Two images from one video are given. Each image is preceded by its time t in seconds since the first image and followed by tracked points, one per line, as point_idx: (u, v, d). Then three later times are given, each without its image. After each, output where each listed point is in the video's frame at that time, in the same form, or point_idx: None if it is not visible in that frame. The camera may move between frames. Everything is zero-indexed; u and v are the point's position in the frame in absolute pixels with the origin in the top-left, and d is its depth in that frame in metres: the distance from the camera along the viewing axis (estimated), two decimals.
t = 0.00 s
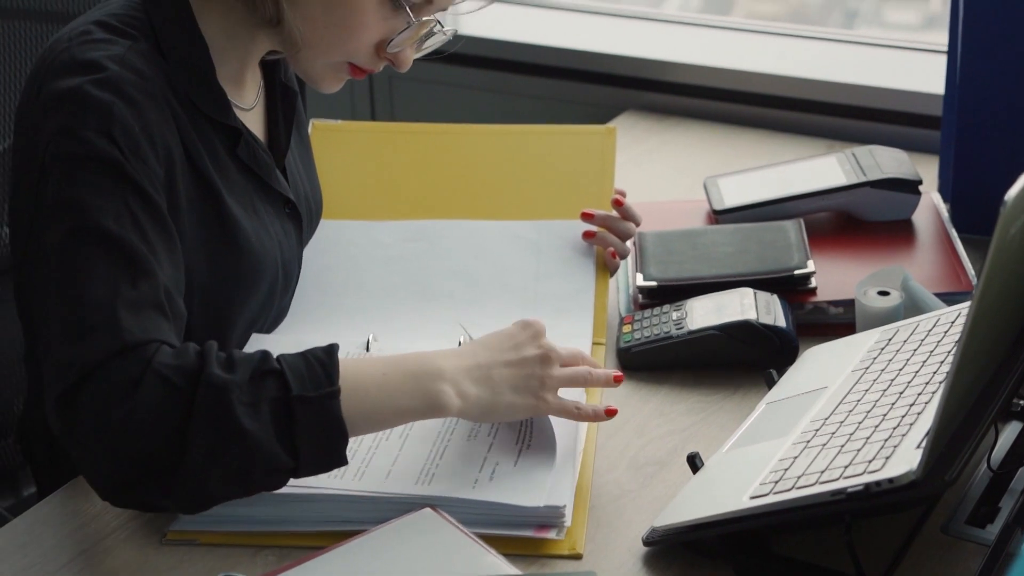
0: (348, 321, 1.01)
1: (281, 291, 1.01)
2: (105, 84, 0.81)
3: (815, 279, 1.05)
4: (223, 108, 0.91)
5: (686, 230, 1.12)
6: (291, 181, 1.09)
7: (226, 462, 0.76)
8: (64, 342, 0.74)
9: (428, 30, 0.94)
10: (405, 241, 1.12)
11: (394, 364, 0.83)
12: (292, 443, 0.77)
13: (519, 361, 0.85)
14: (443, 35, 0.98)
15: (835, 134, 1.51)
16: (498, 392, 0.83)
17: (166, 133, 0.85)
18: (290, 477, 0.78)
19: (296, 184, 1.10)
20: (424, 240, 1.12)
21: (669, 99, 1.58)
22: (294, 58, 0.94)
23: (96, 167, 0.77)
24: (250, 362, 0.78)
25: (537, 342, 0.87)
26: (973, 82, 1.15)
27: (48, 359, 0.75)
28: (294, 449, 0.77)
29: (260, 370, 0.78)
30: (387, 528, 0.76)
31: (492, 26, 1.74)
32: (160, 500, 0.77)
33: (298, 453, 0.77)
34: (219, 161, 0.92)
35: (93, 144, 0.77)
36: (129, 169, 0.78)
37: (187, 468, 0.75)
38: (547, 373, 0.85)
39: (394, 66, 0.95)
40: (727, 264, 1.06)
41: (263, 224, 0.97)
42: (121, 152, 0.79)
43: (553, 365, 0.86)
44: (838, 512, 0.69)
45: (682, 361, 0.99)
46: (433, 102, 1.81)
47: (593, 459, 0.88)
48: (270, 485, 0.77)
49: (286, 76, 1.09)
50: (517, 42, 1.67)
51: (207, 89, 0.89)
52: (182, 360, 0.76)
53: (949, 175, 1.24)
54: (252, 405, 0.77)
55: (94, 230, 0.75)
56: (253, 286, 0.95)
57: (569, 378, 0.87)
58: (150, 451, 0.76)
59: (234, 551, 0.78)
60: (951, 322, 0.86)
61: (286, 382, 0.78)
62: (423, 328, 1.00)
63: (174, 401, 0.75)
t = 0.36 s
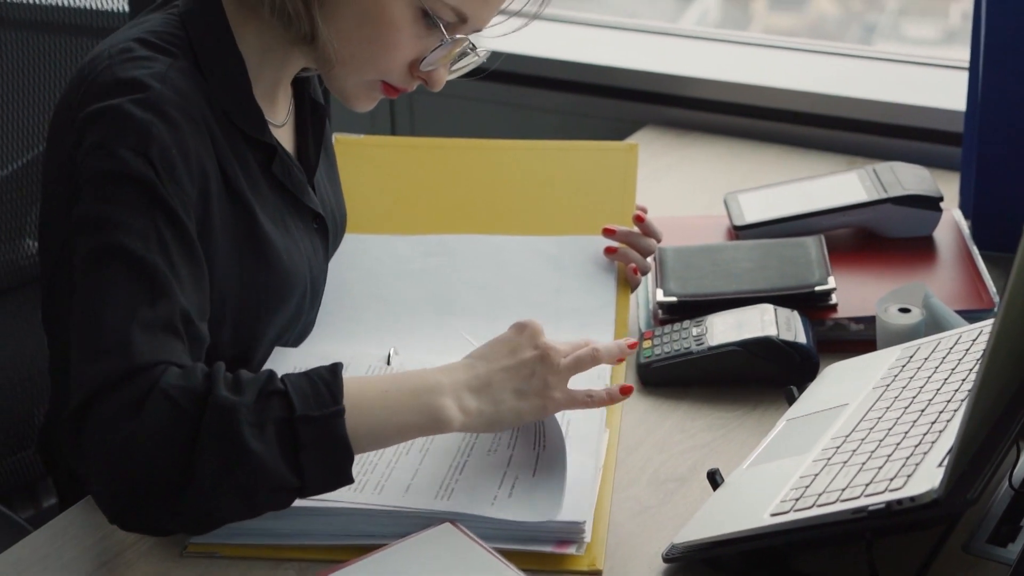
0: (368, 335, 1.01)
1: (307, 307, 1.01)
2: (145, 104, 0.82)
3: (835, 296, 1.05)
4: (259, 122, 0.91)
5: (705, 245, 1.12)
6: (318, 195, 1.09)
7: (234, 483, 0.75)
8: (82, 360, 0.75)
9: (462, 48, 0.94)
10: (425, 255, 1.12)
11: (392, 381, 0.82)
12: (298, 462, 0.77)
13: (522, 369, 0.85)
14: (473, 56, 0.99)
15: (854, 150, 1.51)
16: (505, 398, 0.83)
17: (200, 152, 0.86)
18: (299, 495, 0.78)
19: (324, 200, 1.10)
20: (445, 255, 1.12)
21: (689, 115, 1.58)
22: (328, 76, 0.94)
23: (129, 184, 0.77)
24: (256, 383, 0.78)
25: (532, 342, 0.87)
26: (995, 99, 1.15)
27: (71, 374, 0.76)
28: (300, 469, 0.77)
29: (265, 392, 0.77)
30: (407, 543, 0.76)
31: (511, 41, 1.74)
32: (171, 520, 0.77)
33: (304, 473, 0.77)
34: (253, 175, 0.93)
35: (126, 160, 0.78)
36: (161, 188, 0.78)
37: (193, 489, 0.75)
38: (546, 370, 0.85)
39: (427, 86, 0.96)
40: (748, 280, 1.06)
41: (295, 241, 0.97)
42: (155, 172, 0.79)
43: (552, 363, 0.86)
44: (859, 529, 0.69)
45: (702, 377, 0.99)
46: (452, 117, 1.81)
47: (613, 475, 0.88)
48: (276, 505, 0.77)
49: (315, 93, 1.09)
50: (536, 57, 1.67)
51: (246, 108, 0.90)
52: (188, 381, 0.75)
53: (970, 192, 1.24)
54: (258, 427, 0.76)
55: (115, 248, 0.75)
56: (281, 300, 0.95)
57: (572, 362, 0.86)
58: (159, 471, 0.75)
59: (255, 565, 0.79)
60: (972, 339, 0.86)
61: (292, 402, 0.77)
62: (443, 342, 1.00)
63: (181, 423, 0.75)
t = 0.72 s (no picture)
0: (392, 352, 1.02)
1: (333, 324, 1.01)
2: (180, 123, 0.83)
3: (859, 318, 1.05)
4: (291, 140, 0.92)
5: (728, 266, 1.12)
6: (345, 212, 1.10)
7: (245, 500, 0.76)
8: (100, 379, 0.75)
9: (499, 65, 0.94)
10: (449, 272, 1.13)
11: (410, 394, 0.82)
12: (311, 479, 0.77)
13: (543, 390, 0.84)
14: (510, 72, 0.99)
15: (878, 172, 1.50)
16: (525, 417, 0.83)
17: (233, 173, 0.86)
18: (312, 510, 0.78)
19: (350, 218, 1.11)
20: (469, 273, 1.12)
21: (714, 134, 1.58)
22: (365, 91, 0.95)
23: (159, 204, 0.78)
24: (267, 400, 0.78)
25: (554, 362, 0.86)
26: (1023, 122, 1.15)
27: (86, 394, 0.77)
28: (312, 486, 0.77)
29: (276, 409, 0.78)
30: (429, 561, 0.76)
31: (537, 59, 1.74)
32: (184, 536, 0.77)
33: (315, 489, 0.77)
34: (283, 193, 0.93)
35: (157, 180, 0.78)
36: (193, 212, 0.79)
37: (206, 507, 0.76)
38: (567, 392, 0.84)
39: (461, 102, 0.95)
40: (770, 300, 1.06)
41: (322, 259, 0.98)
42: (185, 193, 0.80)
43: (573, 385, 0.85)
44: (883, 555, 0.69)
45: (724, 397, 0.98)
46: (477, 134, 1.81)
47: (635, 494, 0.88)
48: (287, 520, 0.77)
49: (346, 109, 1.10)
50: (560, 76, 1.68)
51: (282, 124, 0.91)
52: (199, 399, 0.75)
53: (995, 215, 1.24)
54: (269, 444, 0.77)
55: (137, 269, 0.76)
56: (312, 315, 0.95)
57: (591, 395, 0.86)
58: (172, 487, 0.76)
59: None
60: (997, 364, 0.86)
61: (302, 417, 0.78)
62: (467, 360, 1.00)
63: (191, 441, 0.75)
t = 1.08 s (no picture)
0: (420, 374, 1.02)
1: (358, 341, 1.02)
2: (221, 147, 0.83)
3: (886, 344, 1.05)
4: (314, 156, 0.92)
5: (755, 291, 1.12)
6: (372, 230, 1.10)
7: (333, 527, 0.77)
8: (173, 405, 0.76)
9: (523, 78, 0.94)
10: (478, 295, 1.13)
11: (492, 428, 0.84)
12: (394, 510, 0.78)
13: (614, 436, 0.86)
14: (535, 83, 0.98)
15: (904, 198, 1.50)
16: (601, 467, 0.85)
17: (274, 194, 0.87)
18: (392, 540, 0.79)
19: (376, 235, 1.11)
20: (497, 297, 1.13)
21: (741, 159, 1.58)
22: (391, 105, 0.95)
23: (211, 228, 0.78)
24: (354, 430, 0.80)
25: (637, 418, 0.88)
26: None
27: (153, 422, 0.77)
28: (395, 516, 0.78)
29: (364, 438, 0.79)
30: None
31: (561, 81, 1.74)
32: (264, 559, 0.78)
33: (400, 520, 0.78)
34: (314, 215, 0.93)
35: (209, 206, 0.78)
36: (241, 232, 0.79)
37: (291, 532, 0.77)
38: (641, 451, 0.87)
39: (487, 115, 0.95)
40: (798, 325, 1.06)
41: (351, 277, 0.98)
42: (232, 214, 0.79)
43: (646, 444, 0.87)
44: None
45: (751, 423, 0.98)
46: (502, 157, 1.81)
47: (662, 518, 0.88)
48: (372, 549, 0.78)
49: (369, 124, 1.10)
50: (582, 99, 1.66)
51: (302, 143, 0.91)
52: (288, 426, 0.77)
53: None
54: (356, 472, 0.78)
55: (205, 292, 0.76)
56: (339, 333, 0.96)
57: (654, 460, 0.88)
58: (259, 513, 0.77)
59: None
60: None
61: (390, 448, 0.79)
62: (495, 384, 1.00)
63: (279, 467, 0.77)
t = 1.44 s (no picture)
0: (451, 392, 1.02)
1: (386, 358, 1.01)
2: (243, 163, 0.83)
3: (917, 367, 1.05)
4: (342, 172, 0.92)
5: (786, 312, 1.12)
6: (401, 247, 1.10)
7: (345, 543, 0.78)
8: (190, 418, 0.76)
9: (552, 91, 0.94)
10: (508, 312, 1.13)
11: (504, 450, 0.83)
12: (407, 527, 0.79)
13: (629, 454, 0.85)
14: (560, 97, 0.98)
15: (934, 219, 1.49)
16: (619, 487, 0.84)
17: (298, 212, 0.87)
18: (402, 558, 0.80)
19: (405, 252, 1.11)
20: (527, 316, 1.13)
21: (769, 178, 1.57)
22: (419, 121, 0.96)
23: (232, 244, 0.78)
24: (369, 446, 0.80)
25: (649, 432, 0.87)
26: None
27: (170, 435, 0.77)
28: (408, 536, 0.79)
29: (377, 456, 0.80)
30: None
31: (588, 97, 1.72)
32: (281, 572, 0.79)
33: (411, 537, 0.79)
34: (343, 234, 0.94)
35: (229, 221, 0.78)
36: (263, 247, 0.79)
37: (305, 548, 0.78)
38: (657, 466, 0.86)
39: (514, 128, 0.95)
40: (828, 346, 1.06)
41: (379, 293, 0.98)
42: (255, 230, 0.80)
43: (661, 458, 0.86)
44: None
45: (781, 444, 0.98)
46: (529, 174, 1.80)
47: (693, 539, 0.89)
48: (383, 566, 0.79)
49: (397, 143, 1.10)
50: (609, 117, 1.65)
51: (332, 160, 0.92)
52: (302, 442, 0.77)
53: None
54: (370, 490, 0.78)
55: (224, 308, 0.76)
56: (372, 347, 0.96)
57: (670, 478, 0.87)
58: (271, 526, 0.78)
59: None
60: None
61: (403, 466, 0.79)
62: (525, 404, 1.00)
63: (293, 483, 0.77)
